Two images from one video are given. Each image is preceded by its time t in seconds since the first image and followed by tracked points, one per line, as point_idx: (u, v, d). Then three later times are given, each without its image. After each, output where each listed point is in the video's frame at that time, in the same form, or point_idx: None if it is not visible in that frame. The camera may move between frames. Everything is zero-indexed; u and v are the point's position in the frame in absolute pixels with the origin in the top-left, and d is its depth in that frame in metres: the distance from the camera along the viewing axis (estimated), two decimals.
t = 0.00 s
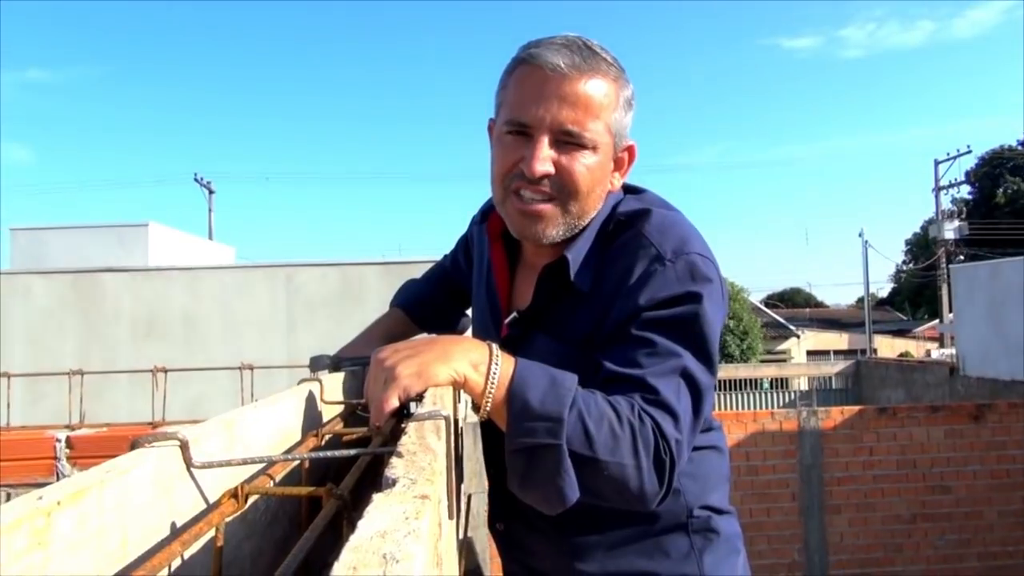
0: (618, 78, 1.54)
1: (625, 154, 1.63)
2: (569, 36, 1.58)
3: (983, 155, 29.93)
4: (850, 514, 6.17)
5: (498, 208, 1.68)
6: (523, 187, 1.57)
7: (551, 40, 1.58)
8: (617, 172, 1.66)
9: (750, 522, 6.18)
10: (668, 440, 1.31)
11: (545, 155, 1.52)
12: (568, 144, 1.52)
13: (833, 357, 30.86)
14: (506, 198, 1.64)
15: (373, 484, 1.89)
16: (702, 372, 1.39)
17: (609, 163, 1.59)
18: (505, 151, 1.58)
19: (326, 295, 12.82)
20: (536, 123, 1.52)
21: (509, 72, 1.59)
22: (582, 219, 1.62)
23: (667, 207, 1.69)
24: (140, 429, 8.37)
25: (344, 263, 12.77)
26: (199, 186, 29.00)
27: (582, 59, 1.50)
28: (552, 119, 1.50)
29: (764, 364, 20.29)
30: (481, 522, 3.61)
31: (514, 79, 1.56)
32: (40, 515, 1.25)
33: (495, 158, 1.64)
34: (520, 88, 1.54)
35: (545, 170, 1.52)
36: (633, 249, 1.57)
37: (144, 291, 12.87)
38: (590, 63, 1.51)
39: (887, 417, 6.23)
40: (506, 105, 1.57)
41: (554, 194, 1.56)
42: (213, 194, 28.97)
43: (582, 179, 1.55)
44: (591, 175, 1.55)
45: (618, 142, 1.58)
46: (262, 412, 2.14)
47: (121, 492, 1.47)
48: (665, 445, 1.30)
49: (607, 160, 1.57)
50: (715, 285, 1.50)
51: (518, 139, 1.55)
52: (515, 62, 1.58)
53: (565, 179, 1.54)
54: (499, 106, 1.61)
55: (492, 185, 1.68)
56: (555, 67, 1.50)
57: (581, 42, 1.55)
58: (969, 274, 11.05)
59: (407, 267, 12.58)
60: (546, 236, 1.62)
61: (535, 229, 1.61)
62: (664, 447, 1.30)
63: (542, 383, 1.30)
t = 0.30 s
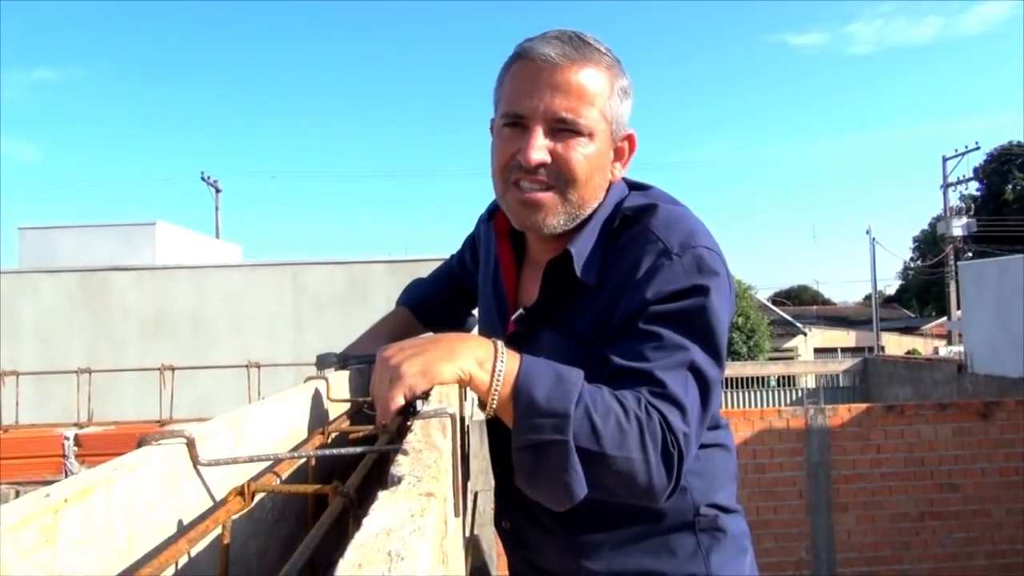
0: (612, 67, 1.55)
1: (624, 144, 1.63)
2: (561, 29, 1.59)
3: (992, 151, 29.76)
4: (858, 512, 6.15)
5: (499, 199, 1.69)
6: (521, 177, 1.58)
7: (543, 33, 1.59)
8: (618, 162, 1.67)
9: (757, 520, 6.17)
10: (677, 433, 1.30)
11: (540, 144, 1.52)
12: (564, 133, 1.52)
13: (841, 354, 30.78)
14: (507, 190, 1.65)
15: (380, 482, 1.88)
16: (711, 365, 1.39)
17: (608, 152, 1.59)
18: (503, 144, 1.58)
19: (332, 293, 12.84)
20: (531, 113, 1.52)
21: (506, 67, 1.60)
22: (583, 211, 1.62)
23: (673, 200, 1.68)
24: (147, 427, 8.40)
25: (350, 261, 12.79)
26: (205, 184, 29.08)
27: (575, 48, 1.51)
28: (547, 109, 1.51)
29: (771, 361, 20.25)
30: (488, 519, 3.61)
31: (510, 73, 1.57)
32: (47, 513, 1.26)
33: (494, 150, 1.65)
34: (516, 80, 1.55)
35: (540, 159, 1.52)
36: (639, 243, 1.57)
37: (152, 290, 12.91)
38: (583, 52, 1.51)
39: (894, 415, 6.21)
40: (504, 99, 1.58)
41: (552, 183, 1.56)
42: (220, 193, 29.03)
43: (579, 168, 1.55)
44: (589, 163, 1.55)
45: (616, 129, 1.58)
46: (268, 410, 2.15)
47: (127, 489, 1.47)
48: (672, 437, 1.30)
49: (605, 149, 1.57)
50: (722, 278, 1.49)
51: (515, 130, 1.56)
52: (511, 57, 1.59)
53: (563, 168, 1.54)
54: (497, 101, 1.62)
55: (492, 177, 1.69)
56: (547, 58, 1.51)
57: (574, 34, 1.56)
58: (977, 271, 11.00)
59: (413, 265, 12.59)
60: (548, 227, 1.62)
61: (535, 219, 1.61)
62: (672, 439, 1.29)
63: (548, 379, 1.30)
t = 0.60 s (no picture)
0: (617, 68, 1.57)
1: (629, 144, 1.64)
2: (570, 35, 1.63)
3: (988, 155, 29.86)
4: (857, 518, 6.14)
5: (505, 197, 1.70)
6: (524, 172, 1.60)
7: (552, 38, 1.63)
8: (623, 162, 1.67)
9: (756, 526, 6.16)
10: (682, 424, 1.29)
11: (541, 139, 1.55)
12: (566, 128, 1.54)
13: (839, 360, 30.79)
14: (512, 187, 1.67)
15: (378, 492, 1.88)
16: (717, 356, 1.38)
17: (611, 151, 1.60)
18: (508, 142, 1.61)
19: (331, 302, 12.84)
20: (535, 109, 1.56)
21: (515, 70, 1.64)
22: (587, 208, 1.64)
23: (676, 200, 1.68)
24: (145, 437, 8.36)
25: (348, 269, 12.79)
26: (202, 193, 29.01)
27: (579, 48, 1.54)
28: (549, 105, 1.54)
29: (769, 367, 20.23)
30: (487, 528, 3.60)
31: (517, 74, 1.61)
32: (45, 527, 1.25)
33: (502, 151, 1.67)
34: (522, 79, 1.59)
35: (541, 152, 1.54)
36: (643, 240, 1.57)
37: (149, 299, 12.89)
38: (587, 52, 1.55)
39: (893, 421, 6.21)
40: (511, 99, 1.62)
41: (553, 177, 1.58)
42: (217, 202, 29.00)
43: (580, 162, 1.56)
44: (591, 157, 1.57)
45: (619, 129, 1.59)
46: (266, 420, 2.14)
47: (126, 502, 1.47)
48: (678, 429, 1.29)
49: (608, 146, 1.58)
50: (727, 273, 1.49)
51: (519, 127, 1.59)
52: (519, 61, 1.64)
53: (564, 162, 1.56)
54: (505, 102, 1.66)
55: (499, 175, 1.71)
56: (552, 57, 1.55)
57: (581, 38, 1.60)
58: (974, 276, 11.03)
59: (410, 273, 12.60)
60: (552, 223, 1.64)
61: (538, 213, 1.63)
62: (677, 431, 1.28)
63: (547, 380, 1.30)
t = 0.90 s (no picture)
0: (623, 73, 1.60)
1: (634, 147, 1.66)
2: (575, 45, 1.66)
3: (982, 166, 30.02)
4: (852, 526, 6.14)
5: (514, 203, 1.70)
6: (532, 176, 1.60)
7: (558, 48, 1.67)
8: (628, 165, 1.68)
9: (751, 535, 6.15)
10: (685, 402, 1.30)
11: (549, 139, 1.55)
12: (573, 129, 1.55)
13: (833, 369, 30.84)
14: (520, 193, 1.67)
15: (373, 498, 1.88)
16: (721, 340, 1.40)
17: (618, 153, 1.61)
18: (517, 146, 1.62)
19: (325, 309, 12.83)
20: (542, 113, 1.57)
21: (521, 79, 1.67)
22: (594, 209, 1.64)
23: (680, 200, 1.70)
24: (137, 443, 8.32)
25: (343, 276, 12.78)
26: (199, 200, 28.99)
27: (585, 54, 1.57)
28: (556, 107, 1.56)
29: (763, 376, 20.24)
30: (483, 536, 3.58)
31: (525, 81, 1.64)
32: (38, 533, 1.25)
33: (510, 158, 1.68)
34: (529, 85, 1.61)
35: (549, 153, 1.55)
36: (647, 235, 1.60)
37: (143, 305, 12.87)
38: (593, 58, 1.58)
39: (887, 429, 6.23)
40: (518, 105, 1.63)
41: (561, 178, 1.58)
42: (213, 209, 29.01)
43: (588, 162, 1.57)
44: (598, 159, 1.57)
45: (625, 132, 1.61)
46: (260, 427, 2.14)
47: (120, 508, 1.46)
48: (680, 407, 1.30)
49: (615, 148, 1.59)
50: (732, 268, 1.52)
51: (526, 131, 1.60)
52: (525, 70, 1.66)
53: (573, 163, 1.56)
54: (512, 109, 1.67)
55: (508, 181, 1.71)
56: (559, 62, 1.58)
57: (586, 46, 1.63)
58: (967, 285, 11.07)
59: (406, 280, 12.60)
60: (559, 223, 1.64)
61: (546, 214, 1.62)
62: (679, 408, 1.29)
63: (544, 373, 1.30)
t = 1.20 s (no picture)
0: (619, 77, 1.61)
1: (632, 148, 1.66)
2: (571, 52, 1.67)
3: (977, 172, 30.14)
4: (847, 531, 6.14)
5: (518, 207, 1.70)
6: (536, 180, 1.60)
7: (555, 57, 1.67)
8: (626, 167, 1.69)
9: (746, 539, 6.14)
10: (683, 384, 1.30)
11: (552, 142, 1.56)
12: (574, 131, 1.56)
13: (829, 373, 30.91)
14: (525, 197, 1.67)
15: (368, 501, 1.87)
16: (719, 328, 1.41)
17: (618, 154, 1.62)
18: (519, 151, 1.62)
19: (322, 312, 12.82)
20: (543, 116, 1.58)
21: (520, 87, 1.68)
22: (596, 209, 1.65)
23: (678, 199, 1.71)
24: (132, 446, 8.29)
25: (339, 279, 12.78)
26: (195, 203, 29.03)
27: (583, 59, 1.58)
28: (556, 111, 1.56)
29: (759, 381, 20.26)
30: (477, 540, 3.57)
31: (524, 89, 1.64)
32: (31, 535, 1.24)
33: (513, 163, 1.68)
34: (528, 91, 1.61)
35: (553, 154, 1.55)
36: (648, 231, 1.60)
37: (139, 307, 12.84)
38: (590, 63, 1.59)
39: (882, 434, 6.24)
40: (519, 112, 1.64)
41: (564, 179, 1.58)
42: (210, 212, 29.05)
43: (590, 163, 1.57)
44: (600, 160, 1.58)
45: (624, 134, 1.62)
46: (255, 429, 2.13)
47: (113, 511, 1.46)
48: (676, 389, 1.30)
49: (615, 149, 1.60)
50: (730, 263, 1.52)
51: (528, 136, 1.60)
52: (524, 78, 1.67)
53: (575, 164, 1.57)
54: (512, 118, 1.68)
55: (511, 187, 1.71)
56: (557, 68, 1.58)
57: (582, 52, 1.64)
58: (963, 292, 11.10)
59: (403, 284, 12.60)
60: (563, 224, 1.64)
61: (551, 216, 1.62)
62: (676, 390, 1.29)
63: (539, 366, 1.30)
